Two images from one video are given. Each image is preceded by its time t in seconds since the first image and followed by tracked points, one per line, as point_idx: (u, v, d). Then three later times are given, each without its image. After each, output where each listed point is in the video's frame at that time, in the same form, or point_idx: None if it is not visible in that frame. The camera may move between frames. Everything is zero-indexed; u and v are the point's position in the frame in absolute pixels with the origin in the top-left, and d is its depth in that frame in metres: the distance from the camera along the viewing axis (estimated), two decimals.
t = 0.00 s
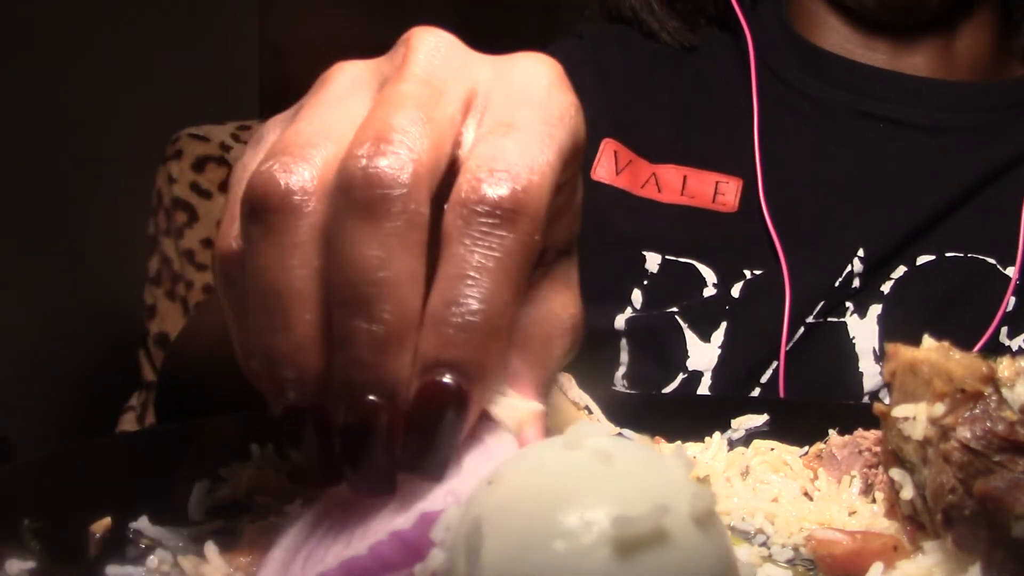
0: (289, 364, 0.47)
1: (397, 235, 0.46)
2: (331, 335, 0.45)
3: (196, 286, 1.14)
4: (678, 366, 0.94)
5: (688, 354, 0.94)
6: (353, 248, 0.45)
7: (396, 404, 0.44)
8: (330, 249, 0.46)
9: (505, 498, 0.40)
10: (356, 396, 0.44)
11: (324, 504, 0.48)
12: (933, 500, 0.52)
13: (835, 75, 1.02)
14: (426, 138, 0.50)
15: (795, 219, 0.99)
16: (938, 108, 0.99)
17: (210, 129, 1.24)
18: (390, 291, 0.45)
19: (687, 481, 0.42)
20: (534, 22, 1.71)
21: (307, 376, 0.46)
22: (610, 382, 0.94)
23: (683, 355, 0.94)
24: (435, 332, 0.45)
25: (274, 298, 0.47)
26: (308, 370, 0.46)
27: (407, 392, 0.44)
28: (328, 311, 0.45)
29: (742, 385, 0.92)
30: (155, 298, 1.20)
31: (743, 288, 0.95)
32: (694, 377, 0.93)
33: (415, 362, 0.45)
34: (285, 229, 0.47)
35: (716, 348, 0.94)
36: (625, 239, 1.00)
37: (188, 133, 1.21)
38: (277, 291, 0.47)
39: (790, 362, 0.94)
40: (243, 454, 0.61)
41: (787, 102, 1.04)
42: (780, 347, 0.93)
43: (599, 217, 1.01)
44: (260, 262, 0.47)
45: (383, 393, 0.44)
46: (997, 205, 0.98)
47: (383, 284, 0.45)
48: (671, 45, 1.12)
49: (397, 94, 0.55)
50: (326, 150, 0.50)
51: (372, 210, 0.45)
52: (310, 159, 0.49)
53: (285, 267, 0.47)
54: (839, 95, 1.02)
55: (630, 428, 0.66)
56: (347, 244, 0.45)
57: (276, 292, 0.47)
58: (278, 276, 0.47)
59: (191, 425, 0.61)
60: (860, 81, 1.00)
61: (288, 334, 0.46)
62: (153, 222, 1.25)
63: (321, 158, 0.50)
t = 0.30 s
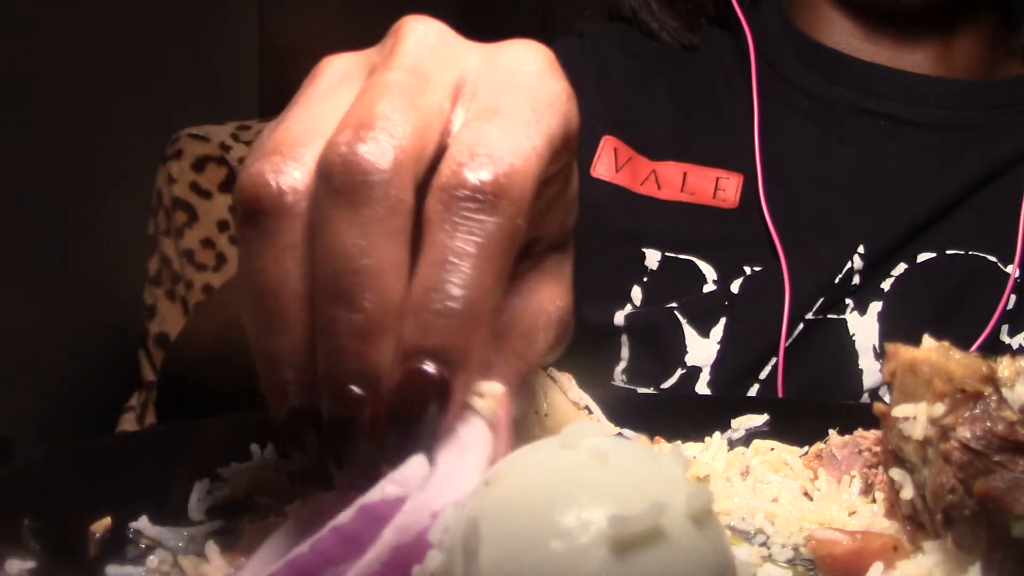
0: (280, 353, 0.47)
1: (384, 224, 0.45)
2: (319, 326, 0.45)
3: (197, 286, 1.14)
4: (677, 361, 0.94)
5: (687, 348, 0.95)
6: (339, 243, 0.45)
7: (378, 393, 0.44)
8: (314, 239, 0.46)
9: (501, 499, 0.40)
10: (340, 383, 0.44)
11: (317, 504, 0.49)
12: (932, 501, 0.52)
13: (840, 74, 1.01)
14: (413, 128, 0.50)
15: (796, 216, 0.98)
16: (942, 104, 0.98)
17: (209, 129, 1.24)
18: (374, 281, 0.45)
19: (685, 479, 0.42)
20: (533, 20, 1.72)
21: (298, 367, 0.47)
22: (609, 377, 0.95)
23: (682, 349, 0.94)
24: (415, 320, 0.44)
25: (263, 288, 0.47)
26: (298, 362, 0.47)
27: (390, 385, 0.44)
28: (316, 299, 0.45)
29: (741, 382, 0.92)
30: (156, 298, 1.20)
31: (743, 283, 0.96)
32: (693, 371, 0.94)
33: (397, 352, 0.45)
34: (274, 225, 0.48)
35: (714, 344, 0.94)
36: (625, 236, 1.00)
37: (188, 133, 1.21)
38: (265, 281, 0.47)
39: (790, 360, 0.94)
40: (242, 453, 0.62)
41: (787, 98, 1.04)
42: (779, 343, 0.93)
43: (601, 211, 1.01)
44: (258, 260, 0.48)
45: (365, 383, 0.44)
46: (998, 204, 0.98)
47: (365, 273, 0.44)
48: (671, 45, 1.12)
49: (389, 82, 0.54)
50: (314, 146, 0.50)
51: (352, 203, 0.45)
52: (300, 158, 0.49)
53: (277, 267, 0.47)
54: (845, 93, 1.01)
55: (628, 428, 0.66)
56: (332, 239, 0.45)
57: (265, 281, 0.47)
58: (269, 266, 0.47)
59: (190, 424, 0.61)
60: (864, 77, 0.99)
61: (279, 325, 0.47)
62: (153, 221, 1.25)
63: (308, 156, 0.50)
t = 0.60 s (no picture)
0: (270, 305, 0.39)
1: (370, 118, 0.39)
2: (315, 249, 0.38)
3: (196, 286, 1.13)
4: (678, 360, 0.94)
5: (688, 347, 0.95)
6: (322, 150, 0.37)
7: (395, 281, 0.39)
8: (292, 160, 0.38)
9: (504, 499, 0.42)
10: (343, 301, 0.38)
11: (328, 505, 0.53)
12: (932, 500, 0.52)
13: (843, 74, 1.00)
14: (372, 55, 0.41)
15: (797, 216, 0.98)
16: (943, 101, 0.97)
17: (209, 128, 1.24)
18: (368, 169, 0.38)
19: (686, 480, 0.44)
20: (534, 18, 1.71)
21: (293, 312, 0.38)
22: (609, 375, 0.95)
23: (684, 348, 0.94)
24: (406, 223, 0.39)
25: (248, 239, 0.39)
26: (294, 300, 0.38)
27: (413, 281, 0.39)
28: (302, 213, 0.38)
29: (741, 381, 0.93)
30: (155, 298, 1.20)
31: (745, 283, 0.95)
32: (694, 370, 0.94)
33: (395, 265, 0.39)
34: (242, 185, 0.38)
35: (717, 343, 0.94)
36: (625, 236, 1.00)
37: (188, 132, 1.21)
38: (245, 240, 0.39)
39: (791, 359, 0.94)
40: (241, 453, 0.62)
41: (789, 98, 1.04)
42: (781, 343, 0.93)
43: (604, 215, 1.01)
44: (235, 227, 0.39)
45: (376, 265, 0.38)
46: (1000, 203, 0.98)
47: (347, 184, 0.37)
48: (672, 44, 1.13)
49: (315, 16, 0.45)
50: (267, 84, 0.40)
51: (334, 119, 0.38)
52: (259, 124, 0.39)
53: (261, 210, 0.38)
54: (850, 92, 1.00)
55: (627, 428, 0.67)
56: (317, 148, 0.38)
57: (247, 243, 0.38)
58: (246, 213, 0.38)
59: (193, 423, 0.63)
60: (867, 76, 0.99)
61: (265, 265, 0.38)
62: (153, 221, 1.24)
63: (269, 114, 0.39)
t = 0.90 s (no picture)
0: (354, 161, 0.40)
1: None
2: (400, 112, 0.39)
3: (198, 287, 1.16)
4: (675, 361, 0.95)
5: (685, 349, 0.95)
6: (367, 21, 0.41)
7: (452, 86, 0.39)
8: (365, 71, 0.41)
9: (504, 499, 0.42)
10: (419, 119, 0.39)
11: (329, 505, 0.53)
12: (933, 500, 0.52)
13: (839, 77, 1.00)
14: None
15: (796, 215, 0.98)
16: (938, 101, 0.98)
17: (209, 129, 1.26)
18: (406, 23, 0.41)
19: (686, 479, 0.44)
20: (532, 20, 1.70)
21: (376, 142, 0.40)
22: (606, 376, 0.97)
23: (680, 350, 0.95)
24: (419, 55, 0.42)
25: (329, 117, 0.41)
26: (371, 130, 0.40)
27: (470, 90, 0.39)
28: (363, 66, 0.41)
29: (738, 381, 0.94)
30: (155, 298, 1.19)
31: (741, 283, 0.96)
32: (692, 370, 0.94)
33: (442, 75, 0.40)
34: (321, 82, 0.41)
35: (712, 343, 0.95)
36: (624, 241, 1.00)
37: (188, 133, 1.22)
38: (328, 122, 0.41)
39: (789, 359, 0.94)
40: (242, 453, 0.63)
41: (786, 100, 1.04)
42: (779, 342, 0.94)
43: (596, 219, 1.01)
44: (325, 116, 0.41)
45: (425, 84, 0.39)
46: (1000, 200, 0.98)
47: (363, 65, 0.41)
48: (670, 45, 1.12)
49: None
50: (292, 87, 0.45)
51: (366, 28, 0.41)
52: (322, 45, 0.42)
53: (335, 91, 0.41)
54: (844, 95, 1.00)
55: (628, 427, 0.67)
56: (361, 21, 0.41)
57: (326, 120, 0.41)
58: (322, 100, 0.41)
59: (194, 424, 0.62)
60: (861, 77, 0.99)
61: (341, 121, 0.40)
62: (153, 221, 1.24)
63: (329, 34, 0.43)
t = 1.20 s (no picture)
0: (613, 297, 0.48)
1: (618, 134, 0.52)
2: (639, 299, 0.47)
3: (197, 287, 1.15)
4: (672, 358, 0.97)
5: (682, 347, 0.97)
6: (606, 174, 0.50)
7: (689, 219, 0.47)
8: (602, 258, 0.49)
9: (504, 499, 0.43)
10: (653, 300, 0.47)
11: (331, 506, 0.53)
12: (932, 500, 0.52)
13: (835, 79, 1.00)
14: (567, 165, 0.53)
15: (790, 221, 0.99)
16: (933, 106, 0.97)
17: (209, 129, 1.25)
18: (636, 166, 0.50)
19: (686, 480, 0.44)
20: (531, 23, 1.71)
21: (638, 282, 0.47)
22: (604, 374, 0.99)
23: (678, 349, 0.97)
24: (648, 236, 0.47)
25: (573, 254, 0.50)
26: (633, 272, 0.47)
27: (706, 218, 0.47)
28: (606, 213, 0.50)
29: (735, 380, 0.95)
30: (155, 298, 1.18)
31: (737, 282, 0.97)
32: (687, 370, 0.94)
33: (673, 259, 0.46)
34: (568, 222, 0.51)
35: (708, 341, 0.97)
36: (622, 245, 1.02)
37: (187, 133, 1.21)
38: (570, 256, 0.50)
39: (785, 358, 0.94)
40: (241, 454, 0.63)
41: (783, 103, 1.04)
42: (774, 341, 0.95)
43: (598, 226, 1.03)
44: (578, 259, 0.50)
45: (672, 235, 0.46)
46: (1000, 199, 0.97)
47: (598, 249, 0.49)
48: (671, 49, 1.13)
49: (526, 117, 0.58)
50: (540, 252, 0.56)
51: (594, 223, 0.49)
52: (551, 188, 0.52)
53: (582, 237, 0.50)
54: (838, 98, 1.00)
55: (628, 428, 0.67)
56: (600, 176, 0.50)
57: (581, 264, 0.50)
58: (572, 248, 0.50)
59: (195, 425, 0.62)
60: (859, 81, 0.98)
61: (597, 262, 0.48)
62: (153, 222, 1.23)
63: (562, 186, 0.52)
